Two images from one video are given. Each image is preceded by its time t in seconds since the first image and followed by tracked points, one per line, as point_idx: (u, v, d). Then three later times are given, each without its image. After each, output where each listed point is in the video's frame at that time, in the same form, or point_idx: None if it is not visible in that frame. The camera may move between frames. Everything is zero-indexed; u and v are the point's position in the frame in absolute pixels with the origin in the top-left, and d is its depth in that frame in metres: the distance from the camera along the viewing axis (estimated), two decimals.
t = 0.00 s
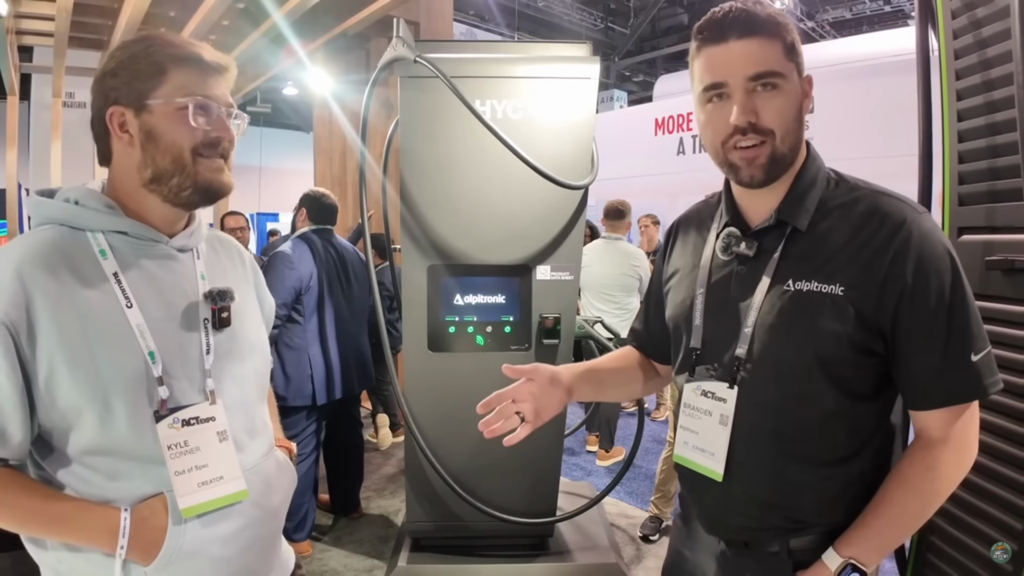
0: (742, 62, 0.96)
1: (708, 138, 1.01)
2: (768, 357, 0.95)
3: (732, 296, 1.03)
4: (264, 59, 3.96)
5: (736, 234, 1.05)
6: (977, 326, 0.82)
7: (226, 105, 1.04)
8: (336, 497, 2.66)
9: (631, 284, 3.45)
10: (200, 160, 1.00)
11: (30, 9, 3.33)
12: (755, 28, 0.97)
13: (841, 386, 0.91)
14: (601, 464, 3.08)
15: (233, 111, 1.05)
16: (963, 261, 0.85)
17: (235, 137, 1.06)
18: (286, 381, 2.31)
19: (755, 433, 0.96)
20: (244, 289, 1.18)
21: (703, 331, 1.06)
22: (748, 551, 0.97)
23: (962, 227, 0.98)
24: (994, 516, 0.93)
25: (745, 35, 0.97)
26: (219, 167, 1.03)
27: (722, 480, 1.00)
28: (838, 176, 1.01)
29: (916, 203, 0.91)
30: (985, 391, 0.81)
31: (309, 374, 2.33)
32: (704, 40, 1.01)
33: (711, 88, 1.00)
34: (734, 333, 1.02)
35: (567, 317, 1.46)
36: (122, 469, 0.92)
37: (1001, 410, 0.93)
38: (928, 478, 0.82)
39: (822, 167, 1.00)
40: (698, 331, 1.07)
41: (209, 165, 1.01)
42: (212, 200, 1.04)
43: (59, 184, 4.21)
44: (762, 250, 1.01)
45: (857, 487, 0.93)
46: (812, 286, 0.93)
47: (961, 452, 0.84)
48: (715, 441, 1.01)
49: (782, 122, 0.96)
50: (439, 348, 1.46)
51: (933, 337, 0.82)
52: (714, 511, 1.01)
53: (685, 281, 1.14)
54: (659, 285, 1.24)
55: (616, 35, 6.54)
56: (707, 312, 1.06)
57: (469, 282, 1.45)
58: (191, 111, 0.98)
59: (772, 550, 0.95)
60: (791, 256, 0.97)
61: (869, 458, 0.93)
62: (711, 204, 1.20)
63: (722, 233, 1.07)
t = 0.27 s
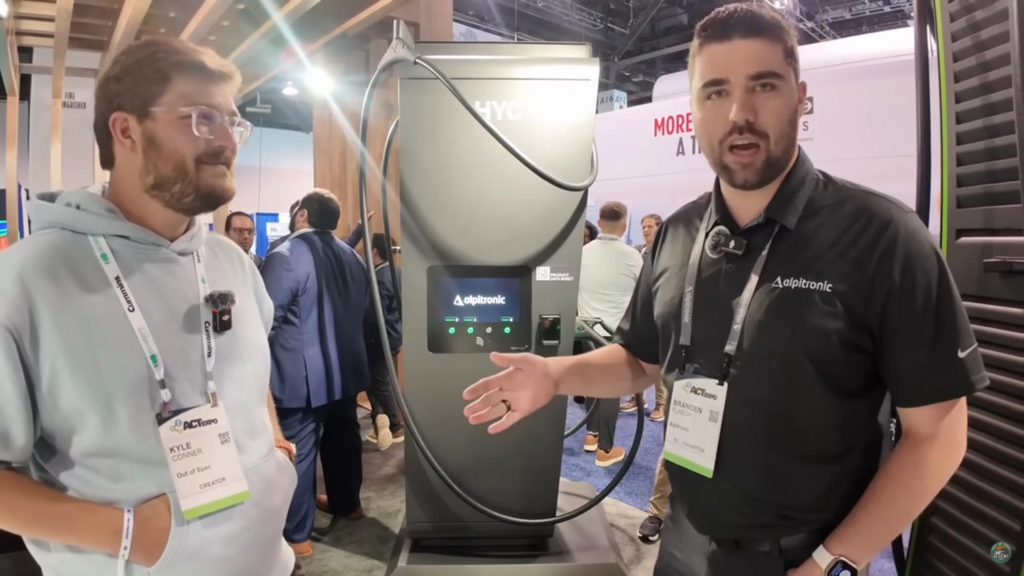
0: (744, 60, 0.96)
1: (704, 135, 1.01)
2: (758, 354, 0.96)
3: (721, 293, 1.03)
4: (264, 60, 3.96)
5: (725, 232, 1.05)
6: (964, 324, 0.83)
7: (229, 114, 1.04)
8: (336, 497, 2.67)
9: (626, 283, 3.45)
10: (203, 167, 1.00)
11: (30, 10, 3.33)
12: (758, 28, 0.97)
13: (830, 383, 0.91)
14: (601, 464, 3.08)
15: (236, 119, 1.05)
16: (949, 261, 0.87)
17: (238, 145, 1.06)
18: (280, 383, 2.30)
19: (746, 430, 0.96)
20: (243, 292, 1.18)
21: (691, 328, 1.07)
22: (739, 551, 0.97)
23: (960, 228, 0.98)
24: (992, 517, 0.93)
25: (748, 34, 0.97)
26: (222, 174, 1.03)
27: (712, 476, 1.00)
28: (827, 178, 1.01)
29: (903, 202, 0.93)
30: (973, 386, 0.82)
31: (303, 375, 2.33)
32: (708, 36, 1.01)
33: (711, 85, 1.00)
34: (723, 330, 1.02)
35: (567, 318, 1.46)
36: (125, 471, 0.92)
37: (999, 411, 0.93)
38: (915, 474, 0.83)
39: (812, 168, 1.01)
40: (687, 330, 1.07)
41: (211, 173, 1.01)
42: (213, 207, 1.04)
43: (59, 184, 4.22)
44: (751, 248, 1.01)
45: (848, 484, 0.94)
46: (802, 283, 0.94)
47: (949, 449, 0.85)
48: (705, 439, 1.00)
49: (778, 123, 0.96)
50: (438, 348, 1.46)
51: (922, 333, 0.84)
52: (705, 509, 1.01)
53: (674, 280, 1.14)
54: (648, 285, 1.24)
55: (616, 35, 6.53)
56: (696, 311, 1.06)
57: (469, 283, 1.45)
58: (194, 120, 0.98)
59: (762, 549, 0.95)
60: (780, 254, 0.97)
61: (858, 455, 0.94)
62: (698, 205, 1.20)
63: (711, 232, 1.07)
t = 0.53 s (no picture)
0: (743, 60, 0.97)
1: (700, 132, 1.01)
2: (748, 351, 0.96)
3: (713, 291, 1.04)
4: (265, 61, 3.96)
5: (717, 231, 1.06)
6: (951, 321, 0.84)
7: (232, 116, 1.04)
8: (337, 497, 2.67)
9: (623, 281, 3.45)
10: (207, 171, 1.00)
11: (30, 10, 3.33)
12: (757, 29, 0.98)
13: (819, 380, 0.92)
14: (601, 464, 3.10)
15: (239, 122, 1.05)
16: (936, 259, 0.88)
17: (242, 148, 1.07)
18: (274, 384, 2.31)
19: (737, 427, 0.97)
20: (245, 294, 1.18)
21: (684, 326, 1.07)
22: (733, 547, 0.97)
23: (960, 230, 0.99)
24: (994, 518, 0.93)
25: (747, 35, 0.98)
26: (226, 177, 1.03)
27: (705, 471, 1.01)
28: (817, 179, 1.02)
29: (890, 202, 0.94)
30: (960, 383, 0.83)
31: (294, 380, 2.32)
32: (706, 35, 1.01)
33: (708, 82, 1.00)
34: (714, 329, 1.03)
35: (568, 318, 1.47)
36: (128, 472, 0.92)
37: (1000, 411, 0.94)
38: (902, 468, 0.84)
39: (803, 169, 1.02)
40: (679, 328, 1.08)
41: (216, 176, 1.01)
42: (217, 209, 1.04)
43: (58, 184, 4.21)
44: (743, 247, 1.02)
45: (839, 480, 0.94)
46: (791, 281, 0.95)
47: (938, 444, 0.85)
48: (698, 434, 1.01)
49: (772, 124, 0.96)
50: (438, 349, 1.46)
51: (909, 330, 0.85)
52: (699, 507, 1.02)
53: (666, 279, 1.15)
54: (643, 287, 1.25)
55: (616, 35, 6.54)
56: (688, 310, 1.07)
57: (469, 284, 1.46)
58: (198, 123, 0.99)
59: (756, 546, 0.95)
60: (770, 252, 0.98)
61: (849, 452, 0.94)
62: (692, 205, 1.21)
63: (704, 231, 1.08)
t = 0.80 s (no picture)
0: (737, 63, 0.98)
1: (696, 135, 1.02)
2: (747, 347, 0.97)
3: (710, 289, 1.05)
4: (265, 61, 3.97)
5: (714, 230, 1.06)
6: (945, 318, 0.86)
7: (234, 117, 1.04)
8: (337, 498, 2.67)
9: (615, 276, 3.46)
10: (209, 171, 1.01)
11: (31, 11, 3.33)
12: (750, 32, 0.99)
13: (816, 376, 0.93)
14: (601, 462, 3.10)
15: (241, 122, 1.05)
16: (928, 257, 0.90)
17: (244, 148, 1.07)
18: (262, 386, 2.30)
19: (735, 423, 0.98)
20: (246, 295, 1.19)
21: (682, 324, 1.08)
22: (729, 544, 0.98)
23: (960, 230, 0.99)
24: (995, 519, 0.93)
25: (741, 39, 0.98)
26: (227, 176, 1.03)
27: (704, 466, 1.01)
28: (812, 180, 1.04)
29: (882, 201, 0.95)
30: (953, 377, 0.85)
31: (286, 381, 2.32)
32: (699, 39, 1.02)
33: (702, 86, 1.01)
34: (711, 326, 1.03)
35: (568, 318, 1.47)
36: (130, 472, 0.92)
37: (1001, 412, 0.94)
38: (893, 459, 0.88)
39: (798, 170, 1.03)
40: (677, 326, 1.08)
41: (218, 176, 1.01)
42: (220, 209, 1.04)
43: (58, 185, 4.22)
44: (740, 245, 1.03)
45: (836, 475, 0.95)
46: (788, 278, 0.96)
47: (930, 438, 0.88)
48: (696, 429, 1.02)
49: (768, 125, 0.97)
50: (438, 349, 1.46)
51: (904, 326, 0.86)
52: (696, 503, 1.02)
53: (662, 278, 1.16)
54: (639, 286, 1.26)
55: (615, 36, 6.54)
56: (685, 308, 1.08)
57: (469, 284, 1.46)
58: (200, 124, 0.99)
59: (752, 542, 0.96)
60: (768, 250, 0.99)
61: (844, 446, 0.96)
62: (687, 205, 1.22)
63: (701, 230, 1.08)
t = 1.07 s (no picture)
0: (732, 66, 0.98)
1: (691, 137, 1.02)
2: (745, 347, 0.98)
3: (707, 290, 1.05)
4: (265, 61, 3.97)
5: (710, 231, 1.06)
6: (939, 316, 0.87)
7: (233, 117, 1.04)
8: (336, 498, 2.67)
9: (608, 277, 3.45)
10: (208, 171, 1.01)
11: (31, 11, 3.33)
12: (745, 35, 0.99)
13: (814, 374, 0.94)
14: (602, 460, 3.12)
15: (240, 123, 1.05)
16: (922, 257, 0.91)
17: (242, 149, 1.07)
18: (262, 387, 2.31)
19: (733, 422, 0.98)
20: (241, 296, 1.19)
21: (679, 324, 1.08)
22: (729, 542, 0.98)
23: (959, 229, 0.99)
24: (994, 520, 0.93)
25: (736, 41, 0.99)
26: (226, 177, 1.04)
27: (705, 468, 1.01)
28: (806, 181, 1.04)
29: (875, 202, 0.97)
30: (948, 374, 0.86)
31: (286, 381, 2.32)
32: (694, 41, 1.02)
33: (697, 88, 1.01)
34: (708, 326, 1.04)
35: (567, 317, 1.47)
36: (129, 472, 0.92)
37: (1001, 412, 0.94)
38: (889, 453, 0.89)
39: (791, 171, 1.04)
40: (675, 326, 1.08)
41: (216, 177, 1.02)
42: (218, 210, 1.04)
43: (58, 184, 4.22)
44: (736, 246, 1.04)
45: (833, 471, 0.96)
46: (786, 279, 0.96)
47: (926, 434, 0.90)
48: (696, 430, 1.02)
49: (763, 127, 0.98)
50: (438, 349, 1.46)
51: (900, 325, 0.88)
52: (695, 502, 1.02)
53: (657, 279, 1.16)
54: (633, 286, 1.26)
55: (615, 36, 6.54)
56: (682, 308, 1.08)
57: (468, 284, 1.46)
58: (200, 124, 0.99)
59: (753, 539, 0.96)
60: (765, 251, 1.00)
61: (841, 443, 0.97)
62: (680, 206, 1.22)
63: (697, 231, 1.08)
